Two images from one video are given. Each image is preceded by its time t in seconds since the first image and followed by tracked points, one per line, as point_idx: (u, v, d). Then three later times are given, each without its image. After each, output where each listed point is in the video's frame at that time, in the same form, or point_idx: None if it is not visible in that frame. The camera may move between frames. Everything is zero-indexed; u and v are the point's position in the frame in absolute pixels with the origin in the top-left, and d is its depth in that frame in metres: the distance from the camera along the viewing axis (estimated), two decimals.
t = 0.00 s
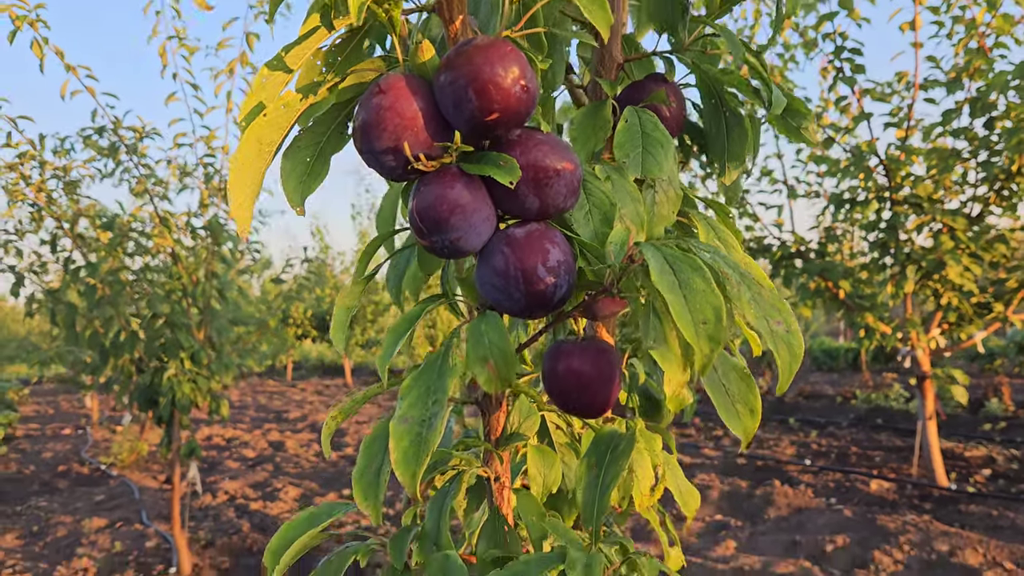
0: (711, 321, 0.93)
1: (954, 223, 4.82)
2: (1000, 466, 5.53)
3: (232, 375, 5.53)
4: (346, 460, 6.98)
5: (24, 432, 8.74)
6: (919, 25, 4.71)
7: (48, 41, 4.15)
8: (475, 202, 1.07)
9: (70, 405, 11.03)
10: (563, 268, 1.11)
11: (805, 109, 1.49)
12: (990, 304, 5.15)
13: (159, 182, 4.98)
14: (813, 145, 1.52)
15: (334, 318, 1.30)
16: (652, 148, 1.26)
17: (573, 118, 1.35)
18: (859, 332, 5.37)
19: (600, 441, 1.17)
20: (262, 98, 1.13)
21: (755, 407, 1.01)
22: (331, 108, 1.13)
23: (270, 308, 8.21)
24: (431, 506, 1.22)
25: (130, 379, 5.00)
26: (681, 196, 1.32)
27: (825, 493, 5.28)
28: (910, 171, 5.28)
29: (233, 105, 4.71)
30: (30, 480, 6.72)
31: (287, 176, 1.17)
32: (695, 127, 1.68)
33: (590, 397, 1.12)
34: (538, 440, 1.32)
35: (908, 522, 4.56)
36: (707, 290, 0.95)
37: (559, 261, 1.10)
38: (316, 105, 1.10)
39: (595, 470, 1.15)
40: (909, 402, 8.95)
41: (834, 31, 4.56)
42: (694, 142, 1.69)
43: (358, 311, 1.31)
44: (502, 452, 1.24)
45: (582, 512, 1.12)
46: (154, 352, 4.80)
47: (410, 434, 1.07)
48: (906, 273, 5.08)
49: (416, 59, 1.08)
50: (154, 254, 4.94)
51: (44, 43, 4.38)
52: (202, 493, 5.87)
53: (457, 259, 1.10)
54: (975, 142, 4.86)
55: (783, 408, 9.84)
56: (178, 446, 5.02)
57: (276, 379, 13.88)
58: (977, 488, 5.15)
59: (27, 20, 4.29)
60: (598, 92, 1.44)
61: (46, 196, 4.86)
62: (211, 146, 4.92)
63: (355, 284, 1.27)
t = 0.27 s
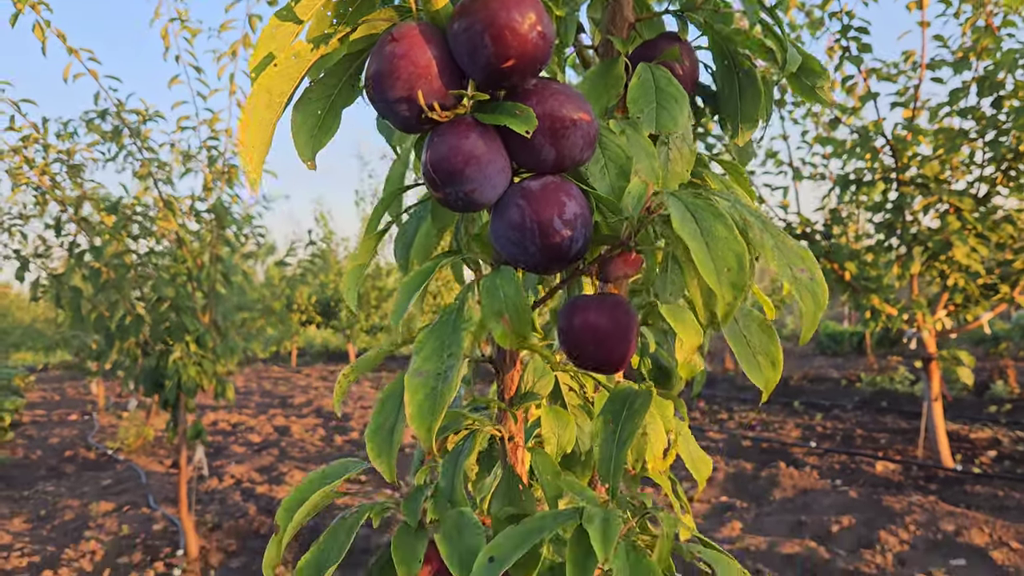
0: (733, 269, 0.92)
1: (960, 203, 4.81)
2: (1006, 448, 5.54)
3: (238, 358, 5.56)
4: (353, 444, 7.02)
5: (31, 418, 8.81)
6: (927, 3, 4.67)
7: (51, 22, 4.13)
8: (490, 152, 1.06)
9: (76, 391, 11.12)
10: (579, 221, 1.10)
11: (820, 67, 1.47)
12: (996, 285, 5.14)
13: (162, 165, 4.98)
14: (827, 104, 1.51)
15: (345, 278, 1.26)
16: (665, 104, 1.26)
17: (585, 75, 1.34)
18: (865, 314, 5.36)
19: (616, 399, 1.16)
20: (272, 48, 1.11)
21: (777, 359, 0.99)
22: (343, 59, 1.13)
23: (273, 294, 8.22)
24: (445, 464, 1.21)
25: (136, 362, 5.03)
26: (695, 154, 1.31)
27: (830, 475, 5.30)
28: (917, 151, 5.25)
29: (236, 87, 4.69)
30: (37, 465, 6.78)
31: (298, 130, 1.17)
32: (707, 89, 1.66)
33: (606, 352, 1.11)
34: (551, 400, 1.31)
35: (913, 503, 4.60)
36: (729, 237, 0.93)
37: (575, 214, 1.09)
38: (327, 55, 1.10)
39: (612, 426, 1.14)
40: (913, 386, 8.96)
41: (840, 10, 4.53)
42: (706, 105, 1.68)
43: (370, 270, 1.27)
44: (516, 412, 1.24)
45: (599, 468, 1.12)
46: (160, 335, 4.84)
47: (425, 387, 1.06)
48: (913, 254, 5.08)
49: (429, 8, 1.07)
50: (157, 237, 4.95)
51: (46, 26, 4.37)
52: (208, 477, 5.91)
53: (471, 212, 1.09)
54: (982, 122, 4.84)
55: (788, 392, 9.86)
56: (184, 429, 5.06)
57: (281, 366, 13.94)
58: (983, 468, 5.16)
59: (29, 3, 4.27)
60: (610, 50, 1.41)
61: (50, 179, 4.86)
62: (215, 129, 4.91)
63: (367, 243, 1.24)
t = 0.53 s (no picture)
0: (750, 217, 0.91)
1: (966, 184, 4.81)
2: (1009, 429, 5.58)
3: (242, 342, 5.58)
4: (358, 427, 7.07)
5: (36, 404, 8.87)
6: None
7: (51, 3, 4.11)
8: (501, 105, 1.04)
9: (80, 378, 11.20)
10: (592, 175, 1.08)
11: (832, 28, 1.45)
12: (1001, 267, 5.16)
13: (164, 148, 4.98)
14: (839, 65, 1.50)
15: (354, 237, 1.24)
16: (678, 61, 1.24)
17: (597, 32, 1.32)
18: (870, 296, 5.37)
19: (629, 358, 1.15)
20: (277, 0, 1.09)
21: (794, 311, 0.98)
22: (351, 13, 1.11)
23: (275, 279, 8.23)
24: (456, 424, 1.20)
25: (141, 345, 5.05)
26: (707, 113, 1.30)
27: (834, 456, 5.34)
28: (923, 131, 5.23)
29: (238, 68, 4.67)
30: (43, 449, 6.84)
31: (305, 85, 1.17)
32: (718, 53, 1.64)
33: (619, 308, 1.10)
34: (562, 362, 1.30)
35: (918, 484, 4.64)
36: (747, 186, 0.91)
37: (588, 168, 1.08)
38: (334, 9, 1.06)
39: (625, 384, 1.13)
40: (916, 369, 9.00)
41: None
42: (717, 69, 1.66)
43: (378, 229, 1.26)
44: (527, 372, 1.23)
45: (611, 425, 1.11)
46: (163, 319, 4.87)
47: (436, 343, 1.05)
48: (918, 235, 5.10)
49: None
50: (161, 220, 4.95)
51: (47, 7, 4.35)
52: (213, 461, 5.96)
53: (482, 166, 1.08)
54: (989, 101, 4.81)
55: (791, 375, 9.91)
56: (190, 413, 5.09)
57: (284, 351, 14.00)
58: (987, 450, 5.20)
59: None
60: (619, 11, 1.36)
61: (52, 162, 4.85)
62: (217, 111, 4.90)
63: (375, 199, 1.23)
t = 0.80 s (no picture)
0: (762, 170, 0.89)
1: (971, 165, 4.80)
2: (1012, 411, 5.63)
3: (245, 325, 5.61)
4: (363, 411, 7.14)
5: (40, 389, 8.93)
6: None
7: None
8: (507, 63, 1.03)
9: (84, 364, 11.31)
10: (601, 134, 1.07)
11: None
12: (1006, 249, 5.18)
13: (166, 131, 4.96)
14: (848, 30, 1.47)
15: (361, 198, 1.22)
16: (687, 22, 1.22)
17: None
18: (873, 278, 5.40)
19: (638, 320, 1.14)
20: None
21: (805, 269, 0.98)
22: None
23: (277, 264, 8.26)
24: (464, 388, 1.20)
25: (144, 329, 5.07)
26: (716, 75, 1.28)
27: (837, 438, 5.38)
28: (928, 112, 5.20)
29: (239, 50, 4.66)
30: (48, 433, 6.93)
31: (309, 46, 1.15)
32: (726, 20, 1.62)
33: (628, 269, 1.09)
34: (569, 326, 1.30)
35: (921, 465, 4.69)
36: (759, 139, 0.90)
37: (596, 127, 1.07)
38: None
39: (634, 345, 1.13)
40: (920, 352, 9.06)
41: None
42: (725, 37, 1.64)
43: (384, 191, 1.25)
44: (534, 335, 1.23)
45: (621, 388, 1.10)
46: (167, 302, 4.92)
47: (444, 304, 1.04)
48: (923, 217, 5.12)
49: None
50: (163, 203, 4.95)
51: None
52: (217, 444, 6.01)
53: (489, 126, 1.07)
54: (994, 82, 4.77)
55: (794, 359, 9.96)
56: (194, 395, 5.14)
57: (288, 337, 14.07)
58: (990, 431, 5.25)
59: None
60: None
61: (55, 145, 4.85)
62: (219, 94, 4.90)
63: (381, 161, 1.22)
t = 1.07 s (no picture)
0: (770, 126, 0.90)
1: (972, 148, 4.82)
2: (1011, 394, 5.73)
3: (247, 310, 5.64)
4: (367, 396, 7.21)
5: (43, 376, 9.00)
6: None
7: None
8: (512, 25, 1.03)
9: (87, 352, 11.39)
10: (606, 95, 1.07)
11: None
12: (1007, 233, 5.24)
13: (167, 115, 4.95)
14: None
15: (364, 165, 1.24)
16: None
17: None
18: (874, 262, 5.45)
19: (644, 284, 1.15)
20: None
21: (813, 228, 0.98)
22: None
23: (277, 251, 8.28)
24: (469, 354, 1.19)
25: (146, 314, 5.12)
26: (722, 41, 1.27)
27: (837, 421, 5.44)
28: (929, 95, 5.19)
29: (238, 34, 4.65)
30: (52, 419, 7.00)
31: (312, 10, 1.15)
32: None
33: (633, 231, 1.09)
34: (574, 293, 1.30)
35: (921, 447, 4.75)
36: (767, 95, 0.90)
37: (602, 88, 1.07)
38: None
39: (640, 309, 1.13)
40: (920, 336, 9.17)
41: None
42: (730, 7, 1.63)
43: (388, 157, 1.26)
44: (539, 302, 1.23)
45: (627, 351, 1.11)
46: (169, 287, 4.94)
47: (451, 266, 1.05)
48: (924, 200, 5.19)
49: None
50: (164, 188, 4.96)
51: None
52: (220, 429, 6.06)
53: (494, 88, 1.07)
54: (995, 64, 4.75)
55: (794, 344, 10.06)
56: (197, 379, 5.18)
57: (289, 324, 14.15)
58: (990, 414, 5.33)
59: None
60: None
61: (55, 130, 4.84)
62: (219, 78, 4.89)
63: (385, 128, 1.22)
